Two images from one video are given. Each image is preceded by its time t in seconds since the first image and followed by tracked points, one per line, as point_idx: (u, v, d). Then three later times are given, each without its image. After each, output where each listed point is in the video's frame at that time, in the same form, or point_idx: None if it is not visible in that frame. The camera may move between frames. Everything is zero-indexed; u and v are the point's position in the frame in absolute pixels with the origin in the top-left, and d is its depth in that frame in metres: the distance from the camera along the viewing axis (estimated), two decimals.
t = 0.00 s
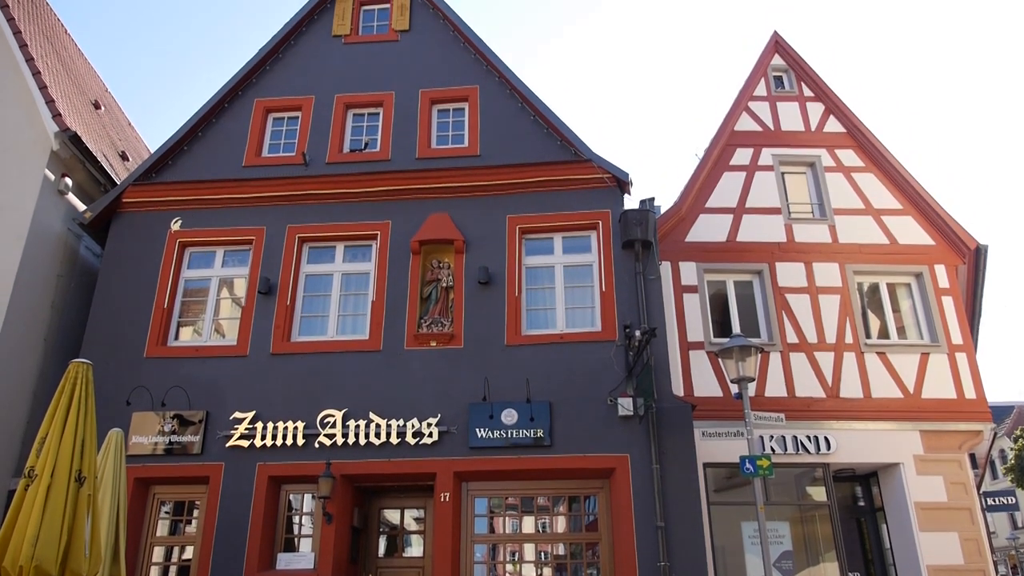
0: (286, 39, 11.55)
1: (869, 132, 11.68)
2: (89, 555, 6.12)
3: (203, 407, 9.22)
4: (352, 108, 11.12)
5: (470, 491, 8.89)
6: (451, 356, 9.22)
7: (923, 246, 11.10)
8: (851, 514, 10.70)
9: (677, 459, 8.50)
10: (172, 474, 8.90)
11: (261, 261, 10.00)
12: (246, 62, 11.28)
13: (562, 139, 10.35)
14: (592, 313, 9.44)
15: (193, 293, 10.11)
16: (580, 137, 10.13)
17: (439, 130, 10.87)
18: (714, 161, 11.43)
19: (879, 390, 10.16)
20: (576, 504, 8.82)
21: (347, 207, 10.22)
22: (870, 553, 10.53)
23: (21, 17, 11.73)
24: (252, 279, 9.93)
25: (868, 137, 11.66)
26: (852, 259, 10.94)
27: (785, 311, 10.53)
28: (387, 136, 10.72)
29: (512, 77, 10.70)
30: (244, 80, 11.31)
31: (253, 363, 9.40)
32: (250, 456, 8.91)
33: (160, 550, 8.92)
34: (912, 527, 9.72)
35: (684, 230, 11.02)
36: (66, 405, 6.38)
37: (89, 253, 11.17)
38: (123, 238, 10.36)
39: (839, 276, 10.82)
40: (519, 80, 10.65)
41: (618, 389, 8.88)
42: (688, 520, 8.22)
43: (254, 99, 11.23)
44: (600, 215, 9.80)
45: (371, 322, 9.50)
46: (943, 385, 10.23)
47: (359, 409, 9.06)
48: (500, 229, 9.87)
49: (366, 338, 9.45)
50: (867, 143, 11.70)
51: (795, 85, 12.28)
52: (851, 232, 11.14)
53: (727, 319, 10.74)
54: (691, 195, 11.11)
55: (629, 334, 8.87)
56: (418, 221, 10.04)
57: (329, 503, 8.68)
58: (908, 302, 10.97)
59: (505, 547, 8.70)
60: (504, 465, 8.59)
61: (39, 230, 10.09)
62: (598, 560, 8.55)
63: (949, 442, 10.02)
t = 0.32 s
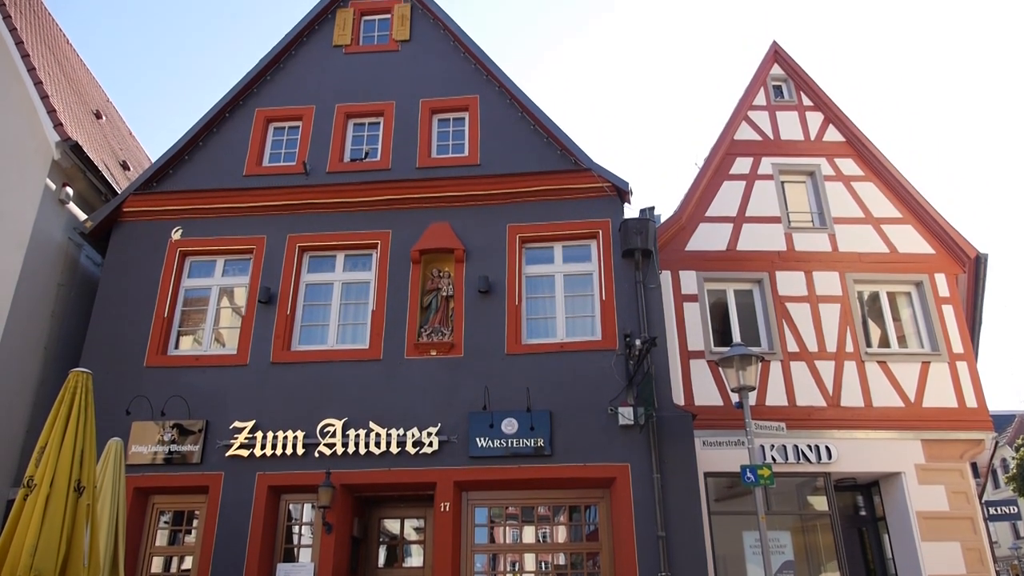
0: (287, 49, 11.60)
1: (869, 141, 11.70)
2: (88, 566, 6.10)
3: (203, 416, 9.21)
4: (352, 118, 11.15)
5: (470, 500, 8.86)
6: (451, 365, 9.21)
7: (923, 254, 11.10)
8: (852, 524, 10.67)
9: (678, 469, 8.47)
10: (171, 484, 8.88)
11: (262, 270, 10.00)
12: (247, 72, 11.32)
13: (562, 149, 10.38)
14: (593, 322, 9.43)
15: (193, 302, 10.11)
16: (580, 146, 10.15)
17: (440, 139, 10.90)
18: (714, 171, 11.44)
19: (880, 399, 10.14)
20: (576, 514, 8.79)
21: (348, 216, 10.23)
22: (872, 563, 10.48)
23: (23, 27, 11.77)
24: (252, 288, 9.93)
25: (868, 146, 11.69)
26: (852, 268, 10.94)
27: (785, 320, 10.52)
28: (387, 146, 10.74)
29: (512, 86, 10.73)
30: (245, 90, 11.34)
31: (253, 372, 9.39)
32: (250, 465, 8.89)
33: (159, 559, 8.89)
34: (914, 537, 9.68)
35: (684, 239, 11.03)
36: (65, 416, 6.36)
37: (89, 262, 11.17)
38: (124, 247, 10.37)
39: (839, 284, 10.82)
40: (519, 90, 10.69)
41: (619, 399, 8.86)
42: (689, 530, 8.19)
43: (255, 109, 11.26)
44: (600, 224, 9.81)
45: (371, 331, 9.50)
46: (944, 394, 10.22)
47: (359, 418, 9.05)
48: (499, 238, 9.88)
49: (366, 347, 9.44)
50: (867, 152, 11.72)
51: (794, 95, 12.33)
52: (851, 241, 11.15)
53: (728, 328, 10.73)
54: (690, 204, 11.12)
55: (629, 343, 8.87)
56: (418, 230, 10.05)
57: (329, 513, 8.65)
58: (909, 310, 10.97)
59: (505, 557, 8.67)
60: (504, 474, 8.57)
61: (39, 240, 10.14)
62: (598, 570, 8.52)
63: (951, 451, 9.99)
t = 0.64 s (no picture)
0: (288, 60, 11.65)
1: (868, 152, 11.74)
2: None
3: (203, 427, 9.19)
4: (353, 129, 11.19)
5: (470, 512, 8.83)
6: (451, 376, 9.19)
7: (922, 265, 11.11)
8: (854, 536, 10.62)
9: (679, 481, 8.43)
10: (171, 495, 8.85)
11: (262, 280, 10.01)
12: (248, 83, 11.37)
13: (562, 160, 10.41)
14: (592, 333, 9.42)
15: (193, 313, 10.11)
16: (579, 157, 10.18)
17: (440, 150, 10.93)
18: (713, 182, 11.47)
19: (881, 410, 10.12)
20: (577, 526, 8.76)
21: (348, 226, 10.24)
22: None
23: (25, 39, 11.82)
24: (252, 299, 9.93)
25: (867, 157, 11.72)
26: (852, 278, 10.95)
27: (786, 330, 10.52)
28: (387, 157, 10.77)
29: (512, 98, 10.78)
30: (245, 101, 11.39)
31: (252, 383, 9.37)
32: (249, 476, 8.86)
33: (157, 571, 8.84)
34: (916, 549, 9.63)
35: (683, 250, 11.04)
36: (63, 427, 6.34)
37: (89, 272, 11.18)
38: (124, 258, 10.38)
39: (839, 295, 10.82)
40: (519, 101, 10.73)
41: (619, 410, 8.85)
42: (690, 542, 8.14)
43: (255, 120, 11.30)
44: (600, 235, 9.82)
45: (370, 342, 9.49)
46: (945, 404, 10.20)
47: (358, 429, 9.02)
48: (500, 249, 9.89)
49: (366, 358, 9.43)
50: (867, 163, 11.75)
51: (793, 106, 12.38)
52: (850, 251, 11.17)
53: (728, 338, 10.73)
54: (690, 215, 11.15)
55: (629, 353, 8.86)
56: (419, 241, 10.06)
57: (328, 525, 8.61)
58: (909, 320, 10.97)
59: (505, 569, 8.62)
60: (504, 485, 8.54)
61: (40, 250, 10.15)
62: None
63: (953, 462, 9.96)
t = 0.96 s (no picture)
0: (289, 75, 11.71)
1: (867, 166, 11.77)
2: None
3: (202, 441, 9.16)
4: (353, 143, 11.23)
5: (470, 526, 8.79)
6: (450, 389, 9.17)
7: (922, 278, 11.12)
8: (855, 550, 10.58)
9: (680, 495, 8.39)
10: (169, 509, 8.80)
11: (262, 294, 10.01)
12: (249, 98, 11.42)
13: (561, 173, 10.44)
14: (592, 346, 9.41)
15: (192, 326, 10.10)
16: (579, 171, 10.22)
17: (440, 164, 10.96)
18: (713, 195, 11.51)
19: (882, 423, 10.09)
20: (577, 540, 8.71)
21: (348, 240, 10.26)
22: None
23: (27, 53, 11.90)
24: (251, 312, 9.93)
25: (866, 171, 11.76)
26: (852, 291, 10.95)
27: (786, 343, 10.51)
28: (388, 171, 10.80)
29: (512, 112, 10.82)
30: (246, 115, 11.44)
31: (252, 397, 9.35)
32: (248, 491, 8.82)
33: None
34: (918, 563, 9.58)
35: (683, 263, 11.05)
36: (61, 440, 6.31)
37: (89, 285, 11.18)
38: (124, 271, 10.39)
39: (838, 308, 10.82)
40: (518, 115, 10.78)
41: (619, 423, 8.83)
42: (691, 557, 8.10)
43: (256, 134, 11.35)
44: (599, 248, 9.83)
45: (370, 355, 9.48)
46: (946, 418, 10.17)
47: (358, 442, 8.99)
48: (500, 262, 9.90)
49: (365, 371, 9.41)
50: (866, 177, 11.79)
51: (791, 120, 12.44)
52: (850, 265, 11.18)
53: (728, 352, 10.72)
54: (690, 228, 11.17)
55: (629, 366, 8.85)
56: (419, 255, 10.08)
57: (327, 539, 8.57)
58: (909, 334, 10.97)
59: None
60: (504, 500, 8.50)
61: (40, 264, 10.16)
62: None
63: (954, 476, 9.92)
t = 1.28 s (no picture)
0: (290, 87, 11.76)
1: (867, 178, 11.79)
2: None
3: (202, 452, 9.14)
4: (354, 154, 11.27)
5: (471, 539, 8.75)
6: (451, 400, 9.16)
7: (923, 289, 11.12)
8: (859, 562, 10.50)
9: (681, 507, 8.36)
10: (169, 521, 8.77)
11: (263, 305, 10.01)
12: (251, 109, 11.47)
13: (562, 185, 10.46)
14: (594, 357, 9.39)
15: (193, 337, 10.10)
16: (579, 183, 10.24)
17: (441, 175, 10.99)
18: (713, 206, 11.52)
19: (884, 435, 10.06)
20: (579, 552, 8.66)
21: (349, 251, 10.28)
22: None
23: (31, 66, 11.96)
24: (252, 323, 9.93)
25: (867, 182, 11.77)
26: (853, 302, 10.95)
27: (787, 354, 10.50)
28: (389, 183, 10.82)
29: (513, 123, 10.86)
30: (248, 127, 11.48)
31: (252, 408, 9.34)
32: (247, 502, 8.79)
33: None
34: None
35: (683, 274, 11.06)
36: (61, 452, 6.30)
37: (90, 296, 11.19)
38: (125, 282, 10.40)
39: (839, 319, 10.81)
40: (519, 127, 10.82)
41: (620, 435, 8.80)
42: (693, 569, 8.05)
43: (258, 146, 11.38)
44: (600, 259, 9.84)
45: (371, 366, 9.47)
46: (948, 429, 10.14)
47: (358, 454, 8.97)
48: (501, 273, 9.91)
49: (366, 383, 9.39)
50: (866, 189, 11.81)
51: (792, 131, 12.47)
52: (851, 276, 11.18)
53: (729, 363, 10.71)
54: (690, 240, 11.18)
55: (630, 378, 8.83)
56: (420, 266, 10.09)
57: (327, 552, 8.53)
58: (910, 345, 10.96)
59: None
60: (505, 512, 8.47)
61: (42, 275, 10.17)
62: None
63: (957, 487, 9.89)
